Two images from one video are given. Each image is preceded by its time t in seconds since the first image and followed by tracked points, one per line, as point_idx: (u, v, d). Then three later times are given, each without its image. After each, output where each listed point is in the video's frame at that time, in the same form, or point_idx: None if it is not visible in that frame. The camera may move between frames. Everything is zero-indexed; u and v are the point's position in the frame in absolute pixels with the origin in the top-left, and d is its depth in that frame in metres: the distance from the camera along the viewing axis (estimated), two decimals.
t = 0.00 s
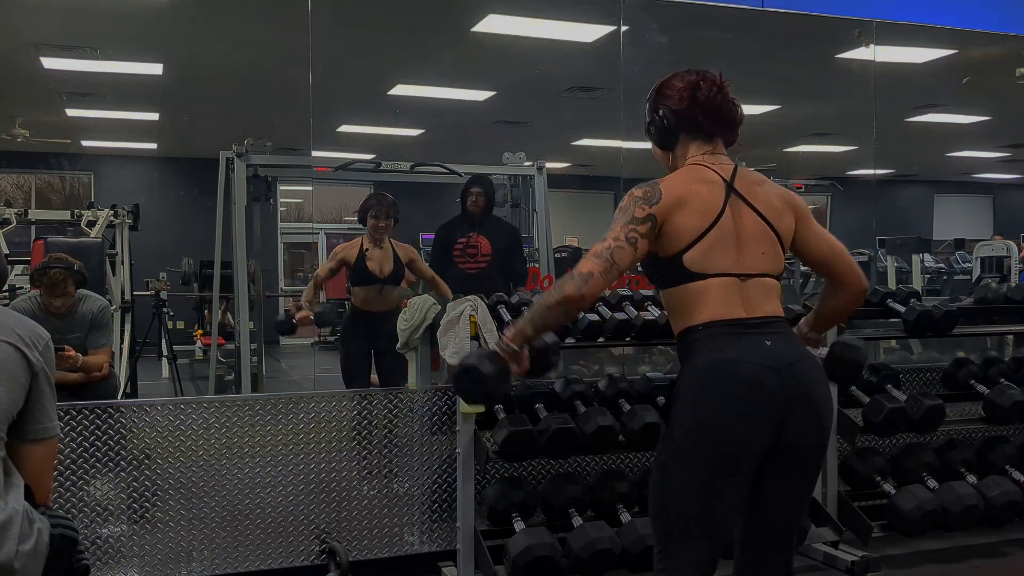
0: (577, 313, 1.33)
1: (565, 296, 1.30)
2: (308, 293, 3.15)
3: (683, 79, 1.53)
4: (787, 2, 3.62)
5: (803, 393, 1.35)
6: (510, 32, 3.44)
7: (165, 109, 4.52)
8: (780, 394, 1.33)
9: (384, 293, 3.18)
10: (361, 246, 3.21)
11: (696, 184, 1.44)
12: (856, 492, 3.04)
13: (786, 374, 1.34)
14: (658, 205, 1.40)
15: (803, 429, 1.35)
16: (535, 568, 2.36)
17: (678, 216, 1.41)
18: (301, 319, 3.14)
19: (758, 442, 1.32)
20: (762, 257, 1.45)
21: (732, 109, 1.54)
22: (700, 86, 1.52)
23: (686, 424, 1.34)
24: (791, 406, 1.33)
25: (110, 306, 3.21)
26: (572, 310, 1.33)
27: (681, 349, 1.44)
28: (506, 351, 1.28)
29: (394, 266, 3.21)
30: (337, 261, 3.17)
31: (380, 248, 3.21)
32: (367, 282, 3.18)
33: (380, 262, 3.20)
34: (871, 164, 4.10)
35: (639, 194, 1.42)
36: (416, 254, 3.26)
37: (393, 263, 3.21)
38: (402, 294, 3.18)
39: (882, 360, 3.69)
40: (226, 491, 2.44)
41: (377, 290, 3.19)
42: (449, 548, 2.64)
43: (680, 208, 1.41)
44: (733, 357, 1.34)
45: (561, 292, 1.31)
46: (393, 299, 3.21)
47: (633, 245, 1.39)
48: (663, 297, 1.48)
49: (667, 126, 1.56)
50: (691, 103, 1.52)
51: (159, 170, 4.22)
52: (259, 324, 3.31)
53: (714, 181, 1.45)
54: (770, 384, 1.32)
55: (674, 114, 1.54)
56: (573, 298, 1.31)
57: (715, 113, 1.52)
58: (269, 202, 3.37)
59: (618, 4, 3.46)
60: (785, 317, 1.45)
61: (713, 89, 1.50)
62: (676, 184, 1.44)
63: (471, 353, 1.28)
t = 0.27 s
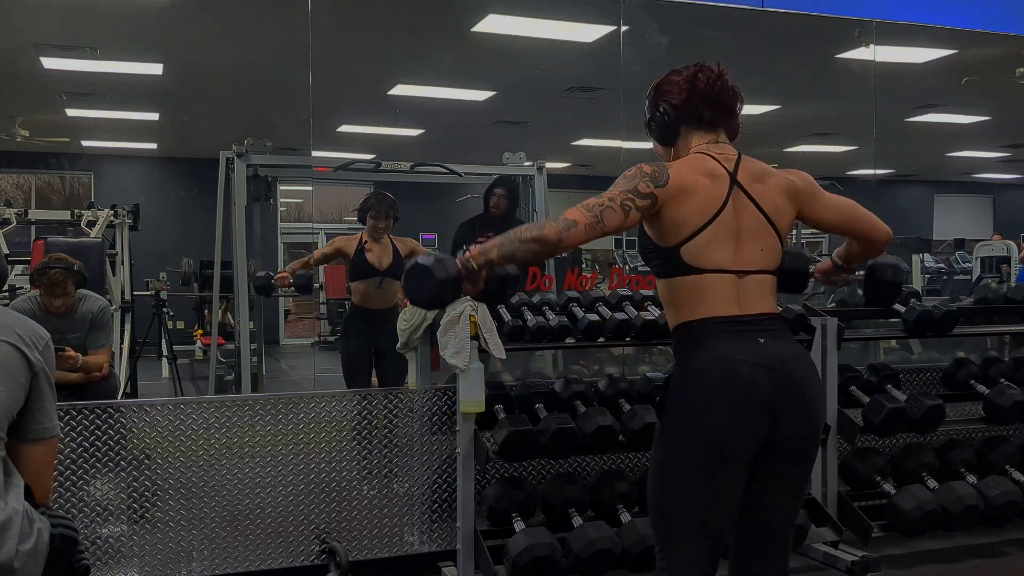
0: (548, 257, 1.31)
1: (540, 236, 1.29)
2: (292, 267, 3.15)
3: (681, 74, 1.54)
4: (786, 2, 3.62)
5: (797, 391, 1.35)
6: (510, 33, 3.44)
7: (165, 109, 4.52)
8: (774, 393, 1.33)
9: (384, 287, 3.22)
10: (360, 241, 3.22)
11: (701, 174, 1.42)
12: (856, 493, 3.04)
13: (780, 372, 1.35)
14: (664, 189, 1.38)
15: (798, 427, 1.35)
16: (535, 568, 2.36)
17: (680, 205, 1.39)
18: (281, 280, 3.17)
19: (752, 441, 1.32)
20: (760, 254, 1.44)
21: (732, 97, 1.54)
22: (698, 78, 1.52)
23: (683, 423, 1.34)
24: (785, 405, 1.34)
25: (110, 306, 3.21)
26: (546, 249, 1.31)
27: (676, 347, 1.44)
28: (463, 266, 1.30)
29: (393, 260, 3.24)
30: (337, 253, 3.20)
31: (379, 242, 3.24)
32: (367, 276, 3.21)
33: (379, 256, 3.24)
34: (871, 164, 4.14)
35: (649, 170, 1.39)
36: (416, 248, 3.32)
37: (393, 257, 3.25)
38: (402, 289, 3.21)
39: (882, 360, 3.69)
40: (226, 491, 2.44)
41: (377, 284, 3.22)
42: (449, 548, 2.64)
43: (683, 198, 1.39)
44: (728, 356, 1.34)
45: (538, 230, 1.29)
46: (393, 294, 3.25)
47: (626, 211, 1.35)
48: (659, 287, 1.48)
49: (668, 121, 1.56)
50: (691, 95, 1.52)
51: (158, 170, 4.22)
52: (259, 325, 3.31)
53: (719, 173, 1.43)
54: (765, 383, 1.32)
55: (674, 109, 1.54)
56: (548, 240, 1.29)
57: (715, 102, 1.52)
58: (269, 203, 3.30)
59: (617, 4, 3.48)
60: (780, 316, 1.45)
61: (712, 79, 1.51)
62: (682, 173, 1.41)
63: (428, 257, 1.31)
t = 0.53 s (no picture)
0: (543, 265, 1.31)
1: (535, 243, 1.29)
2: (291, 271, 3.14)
3: (680, 76, 1.54)
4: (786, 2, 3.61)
5: (801, 392, 1.35)
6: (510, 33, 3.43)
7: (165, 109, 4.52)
8: (777, 394, 1.33)
9: (384, 290, 3.16)
10: (361, 244, 3.18)
11: (700, 178, 1.43)
12: (856, 493, 3.04)
13: (783, 373, 1.34)
14: (663, 193, 1.38)
15: (801, 429, 1.34)
16: (535, 568, 2.36)
17: (679, 209, 1.40)
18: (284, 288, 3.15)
19: (756, 442, 1.32)
20: (762, 255, 1.44)
21: (731, 99, 1.54)
22: (696, 79, 1.52)
23: (685, 423, 1.34)
24: (789, 406, 1.33)
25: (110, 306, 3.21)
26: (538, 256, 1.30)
27: (679, 348, 1.44)
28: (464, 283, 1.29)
29: (393, 264, 3.18)
30: (337, 255, 3.16)
31: (379, 244, 3.18)
32: (366, 279, 3.15)
33: (379, 259, 3.17)
34: (872, 164, 4.12)
35: (646, 176, 1.40)
36: (415, 248, 3.25)
37: (393, 259, 3.18)
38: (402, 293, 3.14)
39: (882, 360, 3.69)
40: (226, 491, 2.44)
41: (377, 288, 3.16)
42: (449, 548, 2.63)
43: (683, 201, 1.40)
44: (731, 356, 1.34)
45: (533, 238, 1.29)
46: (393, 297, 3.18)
47: (622, 217, 1.35)
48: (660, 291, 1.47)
49: (667, 123, 1.56)
50: (689, 96, 1.52)
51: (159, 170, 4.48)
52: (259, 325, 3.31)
53: (717, 175, 1.44)
54: (767, 384, 1.32)
55: (673, 110, 1.54)
56: (543, 247, 1.29)
57: (714, 104, 1.52)
58: (269, 202, 3.34)
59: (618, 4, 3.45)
60: (782, 316, 1.45)
61: (710, 80, 1.51)
62: (681, 177, 1.42)
63: (428, 275, 1.30)
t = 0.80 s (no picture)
0: (577, 321, 1.39)
1: (562, 305, 1.37)
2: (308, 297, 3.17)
3: (675, 87, 1.55)
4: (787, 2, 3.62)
5: (806, 392, 1.34)
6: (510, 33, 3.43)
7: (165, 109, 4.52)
8: (782, 394, 1.33)
9: (385, 296, 3.19)
10: (361, 248, 3.17)
11: (691, 187, 1.47)
12: (856, 492, 3.04)
13: (788, 373, 1.34)
14: (655, 209, 1.44)
15: (807, 429, 1.34)
16: (535, 568, 2.37)
17: (674, 219, 1.44)
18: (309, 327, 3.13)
19: (760, 442, 1.31)
20: (761, 256, 1.45)
21: (725, 112, 1.54)
22: (690, 92, 1.53)
23: (688, 423, 1.34)
24: (794, 406, 1.33)
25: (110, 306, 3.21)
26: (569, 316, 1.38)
27: (683, 349, 1.44)
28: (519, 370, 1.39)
29: (394, 270, 3.20)
30: (338, 263, 3.16)
31: (380, 252, 3.18)
32: (367, 285, 3.17)
33: (380, 266, 3.18)
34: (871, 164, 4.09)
35: (637, 199, 1.46)
36: (415, 257, 3.27)
37: (394, 267, 3.19)
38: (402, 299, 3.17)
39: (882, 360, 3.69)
40: (226, 491, 2.44)
41: (378, 293, 3.19)
42: (449, 548, 2.64)
43: (676, 211, 1.44)
44: (735, 357, 1.34)
45: (559, 301, 1.38)
46: (393, 302, 3.22)
47: (628, 246, 1.43)
48: (662, 299, 1.50)
49: (662, 134, 1.57)
50: (684, 108, 1.53)
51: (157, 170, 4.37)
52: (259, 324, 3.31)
53: (711, 183, 1.47)
54: (770, 384, 1.32)
55: (668, 121, 1.55)
56: (571, 305, 1.37)
57: (708, 117, 1.52)
58: (269, 202, 3.37)
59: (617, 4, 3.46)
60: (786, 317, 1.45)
61: (704, 93, 1.51)
62: (671, 189, 1.47)
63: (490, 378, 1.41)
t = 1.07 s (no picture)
0: (615, 351, 1.43)
1: (595, 344, 1.42)
2: (321, 309, 3.17)
3: (669, 94, 1.56)
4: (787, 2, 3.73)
5: (807, 391, 1.34)
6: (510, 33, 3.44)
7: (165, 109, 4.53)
8: (783, 393, 1.32)
9: (384, 300, 3.25)
10: (361, 251, 3.21)
11: (683, 193, 1.49)
12: (856, 493, 3.04)
13: (789, 372, 1.34)
14: (648, 219, 1.46)
15: (807, 428, 1.34)
16: (535, 568, 2.37)
17: (667, 225, 1.45)
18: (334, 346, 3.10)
19: (762, 441, 1.31)
20: (756, 258, 1.46)
21: (717, 122, 1.56)
22: (684, 100, 1.54)
23: (689, 423, 1.34)
24: (795, 405, 1.33)
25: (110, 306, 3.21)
26: (606, 351, 1.43)
27: (682, 350, 1.44)
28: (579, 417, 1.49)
29: (393, 274, 3.26)
30: (339, 268, 3.18)
31: (380, 255, 3.24)
32: (367, 289, 3.23)
33: (380, 270, 3.25)
34: (872, 164, 4.05)
35: (629, 215, 1.48)
36: (414, 261, 3.33)
37: (393, 270, 3.26)
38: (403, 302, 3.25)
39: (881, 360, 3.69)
40: (226, 491, 2.44)
41: (377, 296, 3.25)
42: (449, 548, 2.64)
43: (670, 216, 1.45)
44: (735, 356, 1.34)
45: (590, 341, 1.43)
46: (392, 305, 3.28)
47: (636, 265, 1.44)
48: (660, 306, 1.50)
49: (654, 140, 1.58)
50: (677, 116, 1.54)
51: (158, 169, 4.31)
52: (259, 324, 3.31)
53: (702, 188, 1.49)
54: (770, 383, 1.32)
55: (661, 128, 1.56)
56: (604, 342, 1.41)
57: (701, 127, 1.54)
58: (269, 202, 3.42)
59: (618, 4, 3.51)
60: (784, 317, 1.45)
61: (697, 103, 1.53)
62: (662, 197, 1.49)
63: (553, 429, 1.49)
